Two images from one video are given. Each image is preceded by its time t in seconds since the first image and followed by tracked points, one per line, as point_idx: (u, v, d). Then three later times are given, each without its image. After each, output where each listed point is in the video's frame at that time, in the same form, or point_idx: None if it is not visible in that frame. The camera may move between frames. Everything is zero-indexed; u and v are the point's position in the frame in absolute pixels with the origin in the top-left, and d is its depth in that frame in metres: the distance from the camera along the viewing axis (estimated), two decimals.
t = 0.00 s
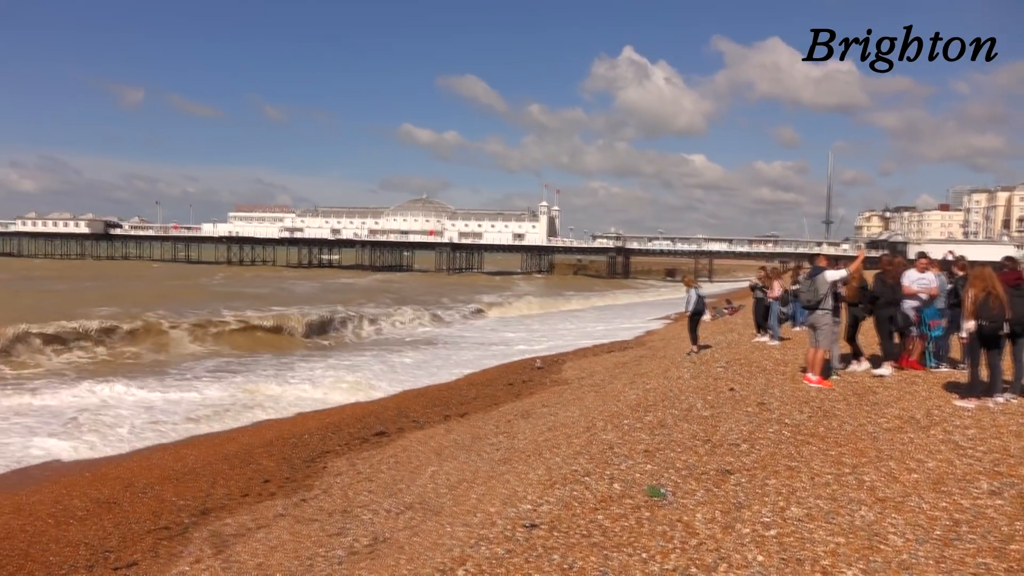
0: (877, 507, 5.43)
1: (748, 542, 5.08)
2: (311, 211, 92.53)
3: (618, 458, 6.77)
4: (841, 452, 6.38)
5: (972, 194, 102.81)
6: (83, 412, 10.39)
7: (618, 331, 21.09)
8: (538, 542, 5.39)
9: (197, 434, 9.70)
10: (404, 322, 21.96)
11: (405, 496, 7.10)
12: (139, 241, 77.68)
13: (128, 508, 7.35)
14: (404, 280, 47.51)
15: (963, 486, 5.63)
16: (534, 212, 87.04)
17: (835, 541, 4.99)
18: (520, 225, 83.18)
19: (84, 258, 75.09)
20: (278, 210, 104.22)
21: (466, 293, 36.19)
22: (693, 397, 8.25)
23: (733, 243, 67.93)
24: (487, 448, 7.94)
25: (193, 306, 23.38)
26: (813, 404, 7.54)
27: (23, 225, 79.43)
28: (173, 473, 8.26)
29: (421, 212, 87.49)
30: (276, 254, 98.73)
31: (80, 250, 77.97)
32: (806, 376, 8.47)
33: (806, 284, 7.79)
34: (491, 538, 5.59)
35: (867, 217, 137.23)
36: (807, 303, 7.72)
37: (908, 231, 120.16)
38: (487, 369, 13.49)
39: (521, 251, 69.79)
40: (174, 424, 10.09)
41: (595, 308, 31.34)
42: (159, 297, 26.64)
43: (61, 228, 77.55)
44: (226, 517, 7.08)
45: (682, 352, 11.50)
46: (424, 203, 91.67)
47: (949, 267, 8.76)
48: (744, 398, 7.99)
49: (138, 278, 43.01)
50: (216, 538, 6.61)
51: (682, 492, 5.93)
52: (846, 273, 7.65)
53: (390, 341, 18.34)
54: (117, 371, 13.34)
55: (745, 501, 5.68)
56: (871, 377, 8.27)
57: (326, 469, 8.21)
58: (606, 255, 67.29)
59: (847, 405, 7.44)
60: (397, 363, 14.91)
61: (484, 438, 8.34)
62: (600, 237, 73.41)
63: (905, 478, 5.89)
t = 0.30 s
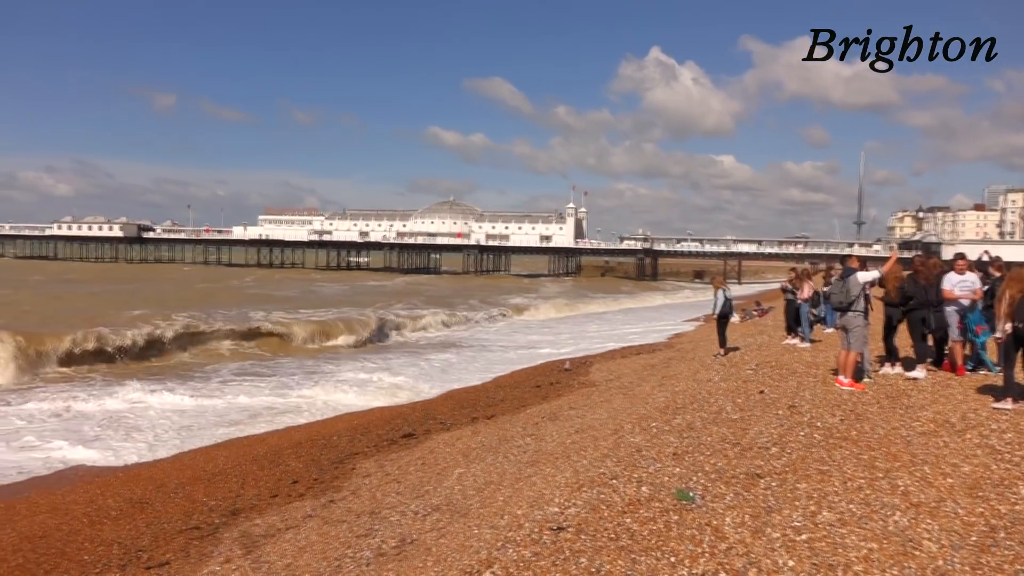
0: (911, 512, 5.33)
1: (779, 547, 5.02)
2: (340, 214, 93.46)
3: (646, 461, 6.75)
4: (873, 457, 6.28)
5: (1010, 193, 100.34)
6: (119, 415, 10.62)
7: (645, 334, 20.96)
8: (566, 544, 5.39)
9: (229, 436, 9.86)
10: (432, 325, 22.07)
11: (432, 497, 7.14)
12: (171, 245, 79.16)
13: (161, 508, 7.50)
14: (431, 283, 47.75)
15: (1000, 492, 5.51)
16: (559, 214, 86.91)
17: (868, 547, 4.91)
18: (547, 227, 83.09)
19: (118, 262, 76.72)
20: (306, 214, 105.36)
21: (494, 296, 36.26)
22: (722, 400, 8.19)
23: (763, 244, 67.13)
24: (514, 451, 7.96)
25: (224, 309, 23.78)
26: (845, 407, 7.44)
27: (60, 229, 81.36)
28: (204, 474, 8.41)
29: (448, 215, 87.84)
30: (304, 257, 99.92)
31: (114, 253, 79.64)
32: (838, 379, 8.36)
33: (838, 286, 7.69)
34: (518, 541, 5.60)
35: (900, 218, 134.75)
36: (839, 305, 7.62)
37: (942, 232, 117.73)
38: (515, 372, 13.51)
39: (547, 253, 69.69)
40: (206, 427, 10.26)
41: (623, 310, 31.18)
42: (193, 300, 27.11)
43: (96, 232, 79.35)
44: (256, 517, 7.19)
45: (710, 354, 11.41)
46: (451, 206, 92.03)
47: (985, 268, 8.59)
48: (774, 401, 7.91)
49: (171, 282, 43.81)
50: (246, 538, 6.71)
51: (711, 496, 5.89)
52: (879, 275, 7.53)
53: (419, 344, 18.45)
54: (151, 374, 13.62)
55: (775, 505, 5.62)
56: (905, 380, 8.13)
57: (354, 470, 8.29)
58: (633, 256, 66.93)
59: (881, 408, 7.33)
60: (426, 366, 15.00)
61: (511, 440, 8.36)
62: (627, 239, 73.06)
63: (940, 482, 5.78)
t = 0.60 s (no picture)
0: (939, 514, 5.26)
1: (804, 548, 4.99)
2: (362, 215, 94.07)
3: (669, 461, 6.73)
4: (900, 457, 6.20)
5: None
6: (148, 417, 10.81)
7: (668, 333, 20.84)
8: (588, 544, 5.40)
9: (254, 437, 9.99)
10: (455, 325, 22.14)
11: (455, 497, 7.18)
12: (197, 246, 80.27)
13: (187, 506, 7.62)
14: (457, 283, 47.85)
15: None
16: (580, 213, 86.66)
17: (895, 548, 4.86)
18: (568, 226, 82.92)
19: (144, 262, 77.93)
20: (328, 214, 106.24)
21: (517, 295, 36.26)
22: (746, 399, 8.13)
23: (788, 243, 66.35)
24: (536, 450, 7.97)
25: (249, 309, 24.07)
26: (871, 407, 7.36)
27: (88, 230, 82.86)
28: (230, 473, 8.53)
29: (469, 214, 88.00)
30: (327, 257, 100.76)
31: (141, 254, 80.92)
32: (864, 379, 8.26)
33: (863, 284, 7.61)
34: (541, 540, 5.61)
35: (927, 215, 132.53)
36: (864, 304, 7.54)
37: (971, 229, 115.53)
38: (536, 372, 13.52)
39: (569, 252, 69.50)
40: (233, 428, 10.41)
41: (646, 309, 31.02)
42: (219, 300, 27.47)
43: (123, 234, 80.71)
44: (281, 516, 7.28)
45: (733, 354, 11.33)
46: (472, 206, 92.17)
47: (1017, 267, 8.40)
48: (799, 401, 7.84)
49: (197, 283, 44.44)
50: (271, 536, 6.79)
51: (735, 496, 5.86)
52: (906, 273, 7.44)
53: (441, 346, 18.53)
54: (179, 377, 13.85)
55: (800, 506, 5.58)
56: (933, 380, 8.02)
57: (378, 469, 8.37)
58: (656, 255, 66.54)
59: (908, 408, 7.23)
60: (448, 367, 15.07)
61: (533, 440, 8.37)
62: (649, 238, 72.58)
63: (969, 483, 5.69)
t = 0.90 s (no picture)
0: (962, 515, 5.19)
1: (825, 549, 4.95)
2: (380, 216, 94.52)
3: (688, 461, 6.71)
4: (923, 458, 6.14)
5: None
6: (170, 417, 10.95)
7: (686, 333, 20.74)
8: (607, 544, 5.39)
9: (274, 437, 10.08)
10: (473, 325, 22.17)
11: (473, 496, 7.20)
12: (216, 247, 81.09)
13: (208, 505, 7.72)
14: (475, 283, 47.92)
15: None
16: (597, 213, 86.35)
17: (917, 550, 4.81)
18: (586, 226, 82.76)
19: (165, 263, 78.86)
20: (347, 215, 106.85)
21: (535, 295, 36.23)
22: (765, 399, 8.08)
23: (808, 241, 65.74)
24: (554, 450, 7.98)
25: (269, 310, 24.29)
26: (893, 407, 7.28)
27: (110, 232, 84.01)
28: (250, 472, 8.63)
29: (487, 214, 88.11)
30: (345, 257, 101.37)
31: (161, 256, 81.89)
32: (884, 379, 8.18)
33: (883, 283, 7.55)
34: (559, 540, 5.62)
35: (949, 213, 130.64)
36: (884, 303, 7.48)
37: (996, 227, 113.41)
38: (554, 372, 13.52)
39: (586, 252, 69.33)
40: (253, 429, 10.52)
41: (665, 309, 30.88)
42: (240, 301, 27.75)
43: (144, 235, 81.77)
44: (300, 515, 7.35)
45: (751, 354, 11.26)
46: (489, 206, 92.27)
47: None
48: (819, 401, 7.78)
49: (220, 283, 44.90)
50: (290, 535, 6.85)
51: (755, 496, 5.83)
52: (927, 272, 7.37)
53: (460, 347, 18.58)
54: (199, 379, 14.00)
55: (821, 507, 5.54)
56: (955, 380, 7.92)
57: (396, 468, 8.42)
58: (674, 254, 66.20)
59: (930, 408, 7.15)
60: (467, 368, 15.12)
61: (551, 440, 8.37)
62: (667, 237, 72.22)
63: (993, 484, 5.61)
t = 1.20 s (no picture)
0: (991, 519, 5.10)
1: (850, 552, 4.89)
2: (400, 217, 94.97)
3: (710, 462, 6.67)
4: (950, 460, 6.05)
5: None
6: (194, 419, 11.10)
7: (708, 334, 20.60)
8: (629, 546, 5.38)
9: (297, 438, 10.18)
10: (494, 326, 22.19)
11: (494, 497, 7.22)
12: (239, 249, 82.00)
13: (231, 503, 7.81)
14: (496, 284, 47.94)
15: None
16: (617, 213, 86.02)
17: (945, 554, 4.73)
18: (606, 226, 82.47)
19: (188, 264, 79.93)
20: (368, 216, 107.62)
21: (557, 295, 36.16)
22: (788, 401, 8.02)
23: (832, 241, 64.92)
24: (575, 451, 7.98)
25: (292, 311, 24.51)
26: (919, 409, 7.18)
27: (135, 234, 85.34)
28: (273, 471, 8.73)
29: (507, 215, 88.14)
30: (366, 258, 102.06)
31: (185, 257, 82.97)
32: (910, 381, 8.07)
33: (909, 283, 7.48)
34: (581, 542, 5.61)
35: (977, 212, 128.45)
36: (910, 303, 7.41)
37: None
38: (575, 372, 13.51)
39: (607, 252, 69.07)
40: (276, 430, 10.63)
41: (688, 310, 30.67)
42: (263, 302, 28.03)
43: (168, 237, 82.91)
44: (322, 514, 7.42)
45: (774, 354, 11.17)
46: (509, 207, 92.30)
47: None
48: (843, 402, 7.70)
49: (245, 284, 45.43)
50: (312, 534, 6.91)
51: (778, 499, 5.78)
52: (954, 272, 7.28)
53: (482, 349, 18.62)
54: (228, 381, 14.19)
55: (846, 510, 5.48)
56: (982, 382, 7.79)
57: (417, 468, 8.47)
58: (695, 254, 65.73)
59: (957, 410, 7.04)
60: (488, 370, 15.15)
61: (572, 440, 8.38)
62: (689, 237, 71.74)
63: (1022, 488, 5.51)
